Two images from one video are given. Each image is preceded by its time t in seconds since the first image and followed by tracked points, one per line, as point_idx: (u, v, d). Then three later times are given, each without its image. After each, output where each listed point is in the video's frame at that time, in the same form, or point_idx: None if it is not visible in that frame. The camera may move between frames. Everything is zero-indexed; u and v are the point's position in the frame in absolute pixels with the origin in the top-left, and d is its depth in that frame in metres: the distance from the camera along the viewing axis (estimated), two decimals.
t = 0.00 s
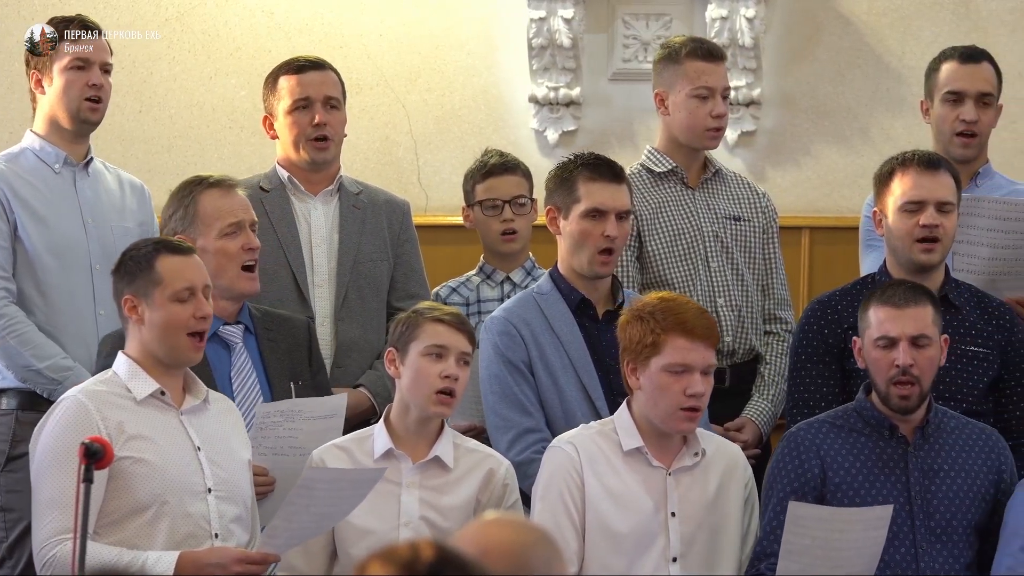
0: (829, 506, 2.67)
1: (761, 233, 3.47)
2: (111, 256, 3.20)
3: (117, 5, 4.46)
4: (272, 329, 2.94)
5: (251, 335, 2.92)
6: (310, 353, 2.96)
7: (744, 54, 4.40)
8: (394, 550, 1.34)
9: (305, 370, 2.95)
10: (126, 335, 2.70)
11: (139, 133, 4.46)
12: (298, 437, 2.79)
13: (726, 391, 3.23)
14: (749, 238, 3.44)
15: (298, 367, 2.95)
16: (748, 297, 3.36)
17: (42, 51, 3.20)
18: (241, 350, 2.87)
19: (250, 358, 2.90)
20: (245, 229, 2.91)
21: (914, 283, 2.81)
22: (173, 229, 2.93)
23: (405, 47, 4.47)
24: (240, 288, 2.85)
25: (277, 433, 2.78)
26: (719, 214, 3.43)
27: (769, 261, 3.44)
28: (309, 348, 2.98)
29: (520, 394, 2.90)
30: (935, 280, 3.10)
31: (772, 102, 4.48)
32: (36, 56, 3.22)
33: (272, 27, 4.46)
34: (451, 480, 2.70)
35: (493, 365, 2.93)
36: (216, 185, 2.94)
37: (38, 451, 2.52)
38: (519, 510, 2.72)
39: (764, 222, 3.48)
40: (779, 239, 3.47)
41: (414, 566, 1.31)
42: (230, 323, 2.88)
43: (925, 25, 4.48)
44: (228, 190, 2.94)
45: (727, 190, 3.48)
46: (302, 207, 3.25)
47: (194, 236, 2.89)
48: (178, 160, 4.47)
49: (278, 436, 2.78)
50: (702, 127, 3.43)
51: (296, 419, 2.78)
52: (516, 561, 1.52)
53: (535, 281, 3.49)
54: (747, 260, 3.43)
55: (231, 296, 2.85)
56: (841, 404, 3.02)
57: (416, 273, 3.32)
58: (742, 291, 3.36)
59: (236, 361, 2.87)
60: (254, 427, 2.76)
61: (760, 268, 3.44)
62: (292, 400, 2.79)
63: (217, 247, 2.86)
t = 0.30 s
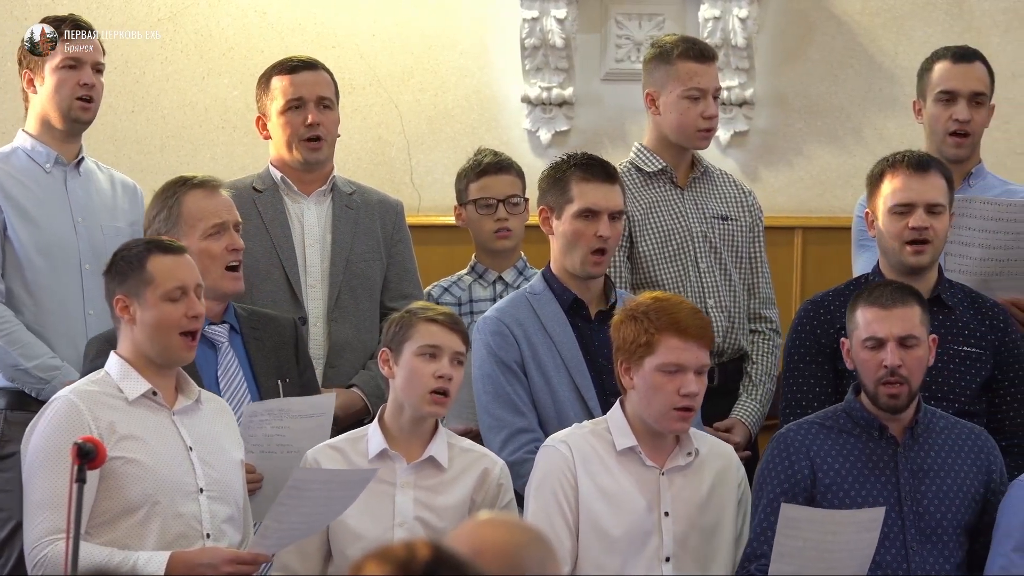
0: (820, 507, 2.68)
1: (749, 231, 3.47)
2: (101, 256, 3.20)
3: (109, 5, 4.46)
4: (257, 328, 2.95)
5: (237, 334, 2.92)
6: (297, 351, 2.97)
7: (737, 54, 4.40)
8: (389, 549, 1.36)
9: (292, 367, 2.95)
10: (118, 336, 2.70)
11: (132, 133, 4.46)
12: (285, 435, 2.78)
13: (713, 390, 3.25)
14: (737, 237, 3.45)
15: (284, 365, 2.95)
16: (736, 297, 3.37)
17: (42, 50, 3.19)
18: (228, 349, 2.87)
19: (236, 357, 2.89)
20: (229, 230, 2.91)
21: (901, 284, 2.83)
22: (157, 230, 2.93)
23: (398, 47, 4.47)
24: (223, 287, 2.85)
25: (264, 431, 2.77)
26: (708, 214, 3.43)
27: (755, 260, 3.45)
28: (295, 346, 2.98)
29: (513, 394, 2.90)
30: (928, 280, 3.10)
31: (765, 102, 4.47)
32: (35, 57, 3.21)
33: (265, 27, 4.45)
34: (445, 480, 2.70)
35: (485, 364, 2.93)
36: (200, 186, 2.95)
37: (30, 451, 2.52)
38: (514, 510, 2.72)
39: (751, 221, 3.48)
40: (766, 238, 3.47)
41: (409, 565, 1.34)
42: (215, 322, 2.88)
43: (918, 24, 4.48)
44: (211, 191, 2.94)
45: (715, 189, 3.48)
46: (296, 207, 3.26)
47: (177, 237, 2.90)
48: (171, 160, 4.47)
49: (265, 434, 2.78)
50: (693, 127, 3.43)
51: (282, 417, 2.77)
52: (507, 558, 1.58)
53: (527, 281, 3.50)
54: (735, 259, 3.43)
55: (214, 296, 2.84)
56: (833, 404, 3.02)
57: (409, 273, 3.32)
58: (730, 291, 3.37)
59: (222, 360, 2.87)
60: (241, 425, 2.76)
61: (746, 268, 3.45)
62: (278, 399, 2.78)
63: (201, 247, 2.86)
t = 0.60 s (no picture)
0: (813, 507, 2.68)
1: (741, 232, 3.48)
2: (93, 256, 3.20)
3: (102, 5, 4.46)
4: (255, 327, 2.95)
5: (234, 333, 2.92)
6: (295, 349, 2.99)
7: (730, 55, 4.39)
8: (388, 547, 1.34)
9: (291, 365, 2.97)
10: (110, 336, 2.70)
11: (126, 134, 4.46)
12: (278, 428, 2.79)
13: (708, 388, 3.25)
14: (731, 237, 3.45)
15: (283, 362, 2.97)
16: (728, 298, 3.38)
17: (42, 51, 3.19)
18: (224, 348, 2.88)
19: (232, 356, 2.90)
20: (219, 228, 2.90)
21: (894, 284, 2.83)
22: (148, 231, 2.93)
23: (391, 47, 4.47)
24: (215, 281, 2.85)
25: (257, 426, 2.78)
26: (702, 214, 3.43)
27: (748, 260, 3.46)
28: (294, 344, 3.00)
29: (506, 394, 2.89)
30: (922, 280, 3.10)
31: (758, 102, 4.47)
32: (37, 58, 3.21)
33: (257, 27, 4.45)
34: (441, 480, 2.69)
35: (479, 365, 2.93)
36: (190, 186, 2.95)
37: (21, 451, 2.51)
38: (509, 510, 2.72)
39: (744, 222, 3.49)
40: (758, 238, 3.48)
41: (409, 565, 1.31)
42: (211, 322, 2.88)
43: (911, 24, 4.48)
44: (201, 190, 2.94)
45: (709, 189, 3.49)
46: (289, 207, 3.25)
47: (167, 237, 2.89)
48: (164, 160, 4.47)
49: (258, 428, 2.79)
50: (688, 129, 3.43)
51: (274, 411, 2.77)
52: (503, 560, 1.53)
53: (520, 281, 3.51)
54: (728, 259, 3.44)
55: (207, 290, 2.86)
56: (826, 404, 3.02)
57: (402, 272, 3.32)
58: (723, 292, 3.38)
59: (219, 359, 2.87)
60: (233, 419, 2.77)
61: (739, 268, 3.45)
62: (268, 393, 2.78)
63: (192, 247, 2.86)
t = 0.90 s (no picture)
0: (806, 508, 2.68)
1: (753, 236, 3.49)
2: (85, 255, 3.20)
3: (95, 4, 4.46)
4: (262, 327, 2.94)
5: (240, 333, 2.92)
6: (302, 351, 2.98)
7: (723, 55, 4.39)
8: (386, 546, 1.35)
9: (297, 367, 2.96)
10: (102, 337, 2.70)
11: (118, 134, 4.46)
12: (278, 431, 2.77)
13: (711, 389, 3.25)
14: (741, 240, 3.46)
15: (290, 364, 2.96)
16: (738, 301, 3.38)
17: (42, 50, 3.19)
18: (229, 349, 2.87)
19: (238, 356, 2.89)
20: (225, 228, 2.93)
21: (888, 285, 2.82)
22: (154, 231, 2.95)
23: (384, 47, 4.47)
24: (222, 280, 2.87)
25: (258, 428, 2.75)
26: (710, 217, 3.44)
27: (760, 265, 3.47)
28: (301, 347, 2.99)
29: (500, 395, 2.89)
30: (915, 280, 3.09)
31: (750, 102, 4.47)
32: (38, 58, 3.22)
33: (250, 27, 4.45)
34: (435, 481, 2.68)
35: (472, 365, 2.93)
36: (196, 186, 2.97)
37: (12, 452, 2.51)
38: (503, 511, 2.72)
39: (756, 226, 3.50)
40: (771, 243, 3.49)
41: (406, 562, 1.33)
42: (217, 322, 2.88)
43: (903, 24, 4.48)
44: (207, 189, 2.97)
45: (719, 193, 3.50)
46: (282, 208, 3.25)
47: (174, 236, 2.91)
48: (157, 160, 4.46)
49: (259, 431, 2.76)
50: (697, 132, 3.43)
51: (276, 414, 2.75)
52: (495, 559, 1.51)
53: (511, 280, 3.53)
54: (738, 262, 3.44)
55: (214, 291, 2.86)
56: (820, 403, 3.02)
57: (396, 273, 3.31)
58: (731, 294, 3.38)
59: (224, 359, 2.87)
60: (234, 422, 2.73)
61: (749, 271, 3.46)
62: (271, 395, 2.75)
63: (198, 246, 2.88)
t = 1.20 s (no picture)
0: (796, 508, 2.68)
1: (756, 240, 3.49)
2: (77, 255, 3.20)
3: (87, 4, 4.45)
4: (275, 328, 2.95)
5: (252, 333, 2.93)
6: (315, 353, 2.98)
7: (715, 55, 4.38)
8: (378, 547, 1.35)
9: (309, 369, 2.96)
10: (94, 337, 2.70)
11: (111, 134, 4.44)
12: (283, 431, 2.75)
13: (711, 392, 3.25)
14: (744, 244, 3.46)
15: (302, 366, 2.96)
16: (740, 303, 3.38)
17: (42, 50, 3.19)
18: (240, 349, 2.89)
19: (249, 356, 2.90)
20: (237, 227, 2.94)
21: (879, 285, 2.82)
22: (168, 229, 2.97)
23: (376, 47, 4.46)
24: (233, 280, 2.88)
25: (263, 428, 2.73)
26: (713, 220, 3.45)
27: (763, 270, 3.47)
28: (314, 350, 2.99)
29: (491, 395, 2.89)
30: (909, 280, 3.09)
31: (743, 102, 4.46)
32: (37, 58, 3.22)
33: (242, 27, 4.44)
34: (427, 481, 2.68)
35: (463, 364, 2.93)
36: (209, 185, 2.98)
37: (4, 453, 2.51)
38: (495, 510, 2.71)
39: (760, 230, 3.50)
40: (774, 249, 3.49)
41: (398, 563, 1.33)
42: (229, 322, 2.91)
43: (895, 24, 4.47)
44: (220, 188, 2.98)
45: (723, 198, 3.51)
46: (274, 208, 3.25)
47: (187, 235, 2.93)
48: (149, 160, 4.45)
49: (264, 430, 2.74)
50: (703, 135, 3.43)
51: (282, 413, 2.73)
52: (485, 559, 1.48)
53: (503, 278, 3.54)
54: (741, 265, 3.44)
55: (227, 291, 2.88)
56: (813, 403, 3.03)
57: (388, 273, 3.31)
58: (733, 297, 3.38)
59: (235, 359, 2.89)
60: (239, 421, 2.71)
61: (752, 275, 3.46)
62: (278, 395, 2.73)
63: (210, 245, 2.89)
